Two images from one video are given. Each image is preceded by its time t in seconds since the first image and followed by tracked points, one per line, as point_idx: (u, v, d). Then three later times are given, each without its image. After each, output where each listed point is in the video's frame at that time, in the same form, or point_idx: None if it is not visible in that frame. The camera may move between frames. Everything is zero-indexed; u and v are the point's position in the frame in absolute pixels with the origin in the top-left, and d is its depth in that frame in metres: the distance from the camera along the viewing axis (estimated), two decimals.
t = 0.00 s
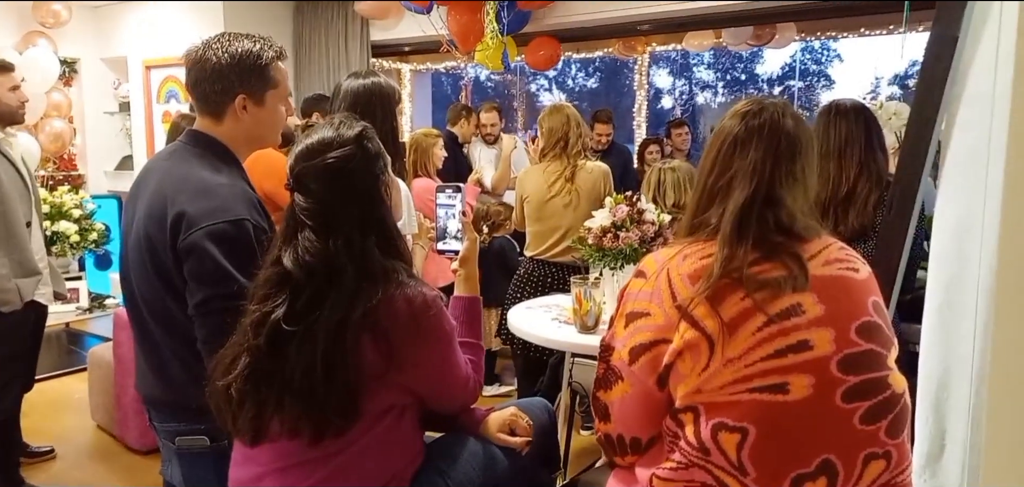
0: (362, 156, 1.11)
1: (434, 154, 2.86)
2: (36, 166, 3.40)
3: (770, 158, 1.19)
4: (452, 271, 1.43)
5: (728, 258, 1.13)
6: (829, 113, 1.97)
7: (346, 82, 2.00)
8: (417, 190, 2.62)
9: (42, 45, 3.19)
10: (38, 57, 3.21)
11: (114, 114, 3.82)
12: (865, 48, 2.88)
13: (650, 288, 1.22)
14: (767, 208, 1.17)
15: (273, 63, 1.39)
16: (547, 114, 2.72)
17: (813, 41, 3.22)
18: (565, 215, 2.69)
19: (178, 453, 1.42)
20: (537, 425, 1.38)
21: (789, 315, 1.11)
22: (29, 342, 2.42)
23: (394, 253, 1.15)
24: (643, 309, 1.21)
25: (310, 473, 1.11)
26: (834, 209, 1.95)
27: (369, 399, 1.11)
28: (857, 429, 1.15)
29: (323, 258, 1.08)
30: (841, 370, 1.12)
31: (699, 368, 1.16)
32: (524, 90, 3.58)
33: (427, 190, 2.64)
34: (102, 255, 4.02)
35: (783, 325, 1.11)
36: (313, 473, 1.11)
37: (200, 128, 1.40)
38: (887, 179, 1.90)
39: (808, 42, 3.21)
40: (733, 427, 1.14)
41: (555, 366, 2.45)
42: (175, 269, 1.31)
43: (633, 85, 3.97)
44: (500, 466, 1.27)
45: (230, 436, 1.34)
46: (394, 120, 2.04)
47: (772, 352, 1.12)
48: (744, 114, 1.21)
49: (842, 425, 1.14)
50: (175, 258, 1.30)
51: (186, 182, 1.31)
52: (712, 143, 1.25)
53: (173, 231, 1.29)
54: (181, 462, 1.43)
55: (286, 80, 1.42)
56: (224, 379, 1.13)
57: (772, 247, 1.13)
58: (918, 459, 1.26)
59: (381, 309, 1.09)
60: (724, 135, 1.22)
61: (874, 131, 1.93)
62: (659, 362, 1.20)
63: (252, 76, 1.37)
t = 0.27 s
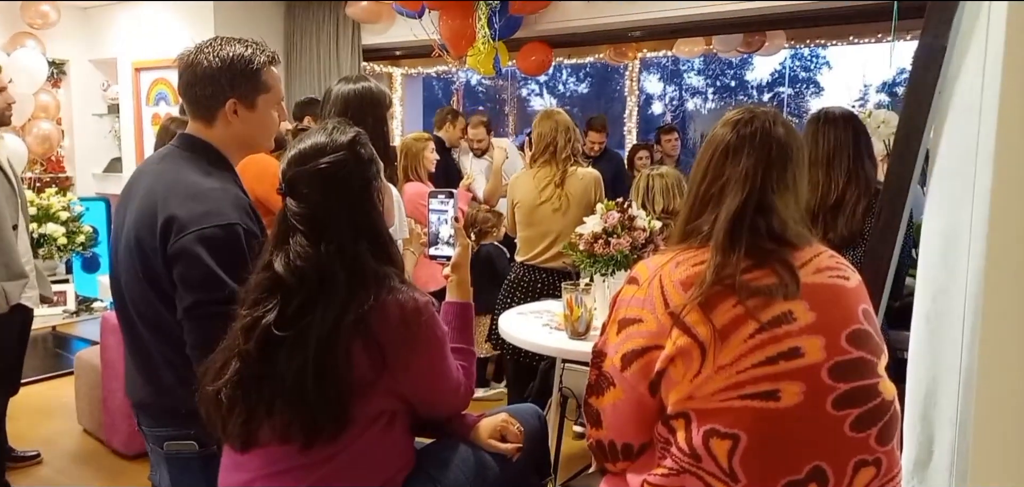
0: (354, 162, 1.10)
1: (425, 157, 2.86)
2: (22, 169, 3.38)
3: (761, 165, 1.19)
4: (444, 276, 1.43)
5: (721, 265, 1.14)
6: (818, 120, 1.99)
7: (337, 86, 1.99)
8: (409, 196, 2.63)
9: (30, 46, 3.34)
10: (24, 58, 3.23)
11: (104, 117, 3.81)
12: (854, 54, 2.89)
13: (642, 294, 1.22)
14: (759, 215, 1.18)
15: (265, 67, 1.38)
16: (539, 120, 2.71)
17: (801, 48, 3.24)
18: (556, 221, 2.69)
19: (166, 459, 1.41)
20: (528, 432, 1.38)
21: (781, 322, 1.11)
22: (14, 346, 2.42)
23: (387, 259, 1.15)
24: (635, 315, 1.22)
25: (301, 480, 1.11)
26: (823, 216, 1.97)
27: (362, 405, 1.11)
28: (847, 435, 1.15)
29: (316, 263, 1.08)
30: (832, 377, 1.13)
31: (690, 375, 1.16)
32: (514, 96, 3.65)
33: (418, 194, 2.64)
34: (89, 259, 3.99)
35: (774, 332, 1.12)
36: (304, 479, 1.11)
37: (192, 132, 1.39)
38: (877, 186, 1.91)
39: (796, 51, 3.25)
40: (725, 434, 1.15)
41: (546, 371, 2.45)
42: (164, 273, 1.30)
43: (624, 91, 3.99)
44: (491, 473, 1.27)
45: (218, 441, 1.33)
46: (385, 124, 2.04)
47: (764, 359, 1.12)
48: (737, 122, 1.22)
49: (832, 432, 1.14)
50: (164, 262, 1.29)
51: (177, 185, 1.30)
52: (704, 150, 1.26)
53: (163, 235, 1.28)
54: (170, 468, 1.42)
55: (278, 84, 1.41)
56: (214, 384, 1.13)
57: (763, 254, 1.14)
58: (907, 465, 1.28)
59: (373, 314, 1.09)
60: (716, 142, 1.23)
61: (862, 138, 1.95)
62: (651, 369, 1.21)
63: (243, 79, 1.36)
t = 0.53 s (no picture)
0: (350, 165, 1.10)
1: (420, 160, 2.86)
2: (15, 170, 3.37)
3: (757, 170, 1.20)
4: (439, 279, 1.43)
5: (716, 269, 1.14)
6: (812, 125, 1.99)
7: (330, 88, 1.99)
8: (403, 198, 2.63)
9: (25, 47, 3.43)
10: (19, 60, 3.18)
11: (97, 117, 3.92)
12: (848, 57, 2.90)
13: (638, 297, 1.22)
14: (755, 219, 1.18)
15: (260, 71, 1.38)
16: (535, 122, 2.70)
17: (796, 52, 3.26)
18: (551, 223, 2.69)
19: (157, 462, 1.41)
20: (523, 435, 1.38)
21: (776, 326, 1.12)
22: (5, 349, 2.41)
23: (383, 262, 1.15)
24: (631, 318, 1.22)
25: (295, 483, 1.10)
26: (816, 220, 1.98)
27: (356, 408, 1.11)
28: (841, 439, 1.16)
29: (312, 265, 1.08)
30: (826, 381, 1.13)
31: (686, 379, 1.17)
32: (511, 99, 3.66)
33: (413, 197, 2.65)
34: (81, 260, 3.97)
35: (770, 335, 1.12)
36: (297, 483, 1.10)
37: (188, 134, 1.39)
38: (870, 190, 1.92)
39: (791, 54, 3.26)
40: (719, 437, 1.15)
41: (540, 374, 2.45)
42: (156, 276, 1.30)
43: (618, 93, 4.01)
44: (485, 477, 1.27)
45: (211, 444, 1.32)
46: (379, 127, 2.03)
47: (759, 363, 1.12)
48: (733, 127, 1.23)
49: (826, 435, 1.15)
50: (156, 265, 1.29)
51: (169, 187, 1.30)
52: (700, 155, 1.26)
53: (155, 237, 1.28)
54: (162, 471, 1.41)
55: (273, 89, 1.41)
56: (208, 386, 1.12)
57: (758, 258, 1.14)
58: (900, 469, 1.28)
59: (368, 317, 1.09)
60: (712, 146, 1.23)
61: (855, 142, 1.96)
62: (647, 372, 1.21)
63: (239, 82, 1.36)
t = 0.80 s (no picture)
0: (342, 167, 1.10)
1: (412, 163, 2.86)
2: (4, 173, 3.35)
3: (742, 172, 1.20)
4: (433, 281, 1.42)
5: (706, 272, 1.14)
6: (805, 126, 1.99)
7: (323, 90, 1.98)
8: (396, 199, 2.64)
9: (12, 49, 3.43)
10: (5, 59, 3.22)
11: (87, 119, 3.91)
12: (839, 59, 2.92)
13: (629, 302, 1.22)
14: (743, 222, 1.18)
15: (250, 71, 1.37)
16: (525, 125, 2.70)
17: (787, 53, 3.28)
18: (544, 224, 2.69)
19: (151, 465, 1.40)
20: (517, 437, 1.38)
21: (768, 327, 1.12)
22: None
23: (376, 264, 1.14)
24: (623, 323, 1.22)
25: None
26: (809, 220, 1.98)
27: (350, 411, 1.10)
28: (834, 438, 1.16)
29: (306, 268, 1.07)
30: (819, 381, 1.13)
31: (679, 381, 1.17)
32: (501, 100, 3.86)
33: (406, 198, 2.65)
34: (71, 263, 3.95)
35: (762, 336, 1.12)
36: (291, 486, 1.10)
37: (177, 136, 1.38)
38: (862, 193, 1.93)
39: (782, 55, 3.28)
40: (714, 439, 1.15)
41: (534, 375, 2.45)
42: (147, 279, 1.29)
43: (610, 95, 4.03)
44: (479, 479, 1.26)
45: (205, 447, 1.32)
46: (373, 129, 2.03)
47: (751, 364, 1.13)
48: (718, 130, 1.23)
49: (819, 436, 1.15)
50: (147, 268, 1.28)
51: (159, 190, 1.30)
52: (686, 159, 1.26)
53: (146, 239, 1.27)
54: (156, 475, 1.40)
55: (264, 89, 1.41)
56: (201, 389, 1.12)
57: (748, 261, 1.14)
58: (893, 468, 1.29)
59: (361, 320, 1.09)
60: (698, 150, 1.23)
61: (847, 143, 1.96)
62: (640, 376, 1.21)
63: (227, 84, 1.35)
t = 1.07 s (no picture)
0: (346, 169, 1.10)
1: (412, 163, 2.87)
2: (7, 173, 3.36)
3: (733, 174, 1.20)
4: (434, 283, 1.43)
5: (701, 275, 1.15)
6: (807, 127, 1.99)
7: (325, 92, 2.00)
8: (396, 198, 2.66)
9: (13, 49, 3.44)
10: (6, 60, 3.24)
11: (88, 120, 4.00)
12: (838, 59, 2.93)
13: (625, 307, 1.23)
14: (735, 224, 1.19)
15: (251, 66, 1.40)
16: (525, 126, 2.71)
17: (787, 53, 3.29)
18: (544, 225, 2.70)
19: (158, 464, 1.41)
20: (519, 438, 1.38)
21: (764, 329, 1.13)
22: None
23: (375, 265, 1.15)
24: (619, 328, 1.22)
25: None
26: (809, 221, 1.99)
27: (352, 413, 1.11)
28: (833, 438, 1.17)
29: (307, 271, 1.08)
30: (816, 381, 1.14)
31: (677, 384, 1.17)
32: (501, 100, 3.85)
33: (407, 198, 2.66)
34: (72, 263, 3.95)
35: (759, 338, 1.13)
36: None
37: (177, 138, 1.38)
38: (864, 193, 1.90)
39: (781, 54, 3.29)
40: (713, 441, 1.16)
41: (535, 376, 2.46)
42: (152, 283, 1.30)
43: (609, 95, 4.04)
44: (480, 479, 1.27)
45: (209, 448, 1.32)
46: (375, 131, 2.03)
47: (748, 366, 1.13)
48: (708, 132, 1.24)
49: (818, 436, 1.16)
50: (152, 272, 1.29)
51: (162, 193, 1.30)
52: (677, 163, 1.27)
53: (150, 243, 1.28)
54: (161, 475, 1.41)
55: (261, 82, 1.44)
56: (204, 391, 1.12)
57: (742, 263, 1.15)
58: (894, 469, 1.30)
59: (364, 323, 1.09)
60: (690, 153, 1.24)
61: (849, 145, 1.96)
62: (638, 381, 1.21)
63: (225, 85, 1.36)
